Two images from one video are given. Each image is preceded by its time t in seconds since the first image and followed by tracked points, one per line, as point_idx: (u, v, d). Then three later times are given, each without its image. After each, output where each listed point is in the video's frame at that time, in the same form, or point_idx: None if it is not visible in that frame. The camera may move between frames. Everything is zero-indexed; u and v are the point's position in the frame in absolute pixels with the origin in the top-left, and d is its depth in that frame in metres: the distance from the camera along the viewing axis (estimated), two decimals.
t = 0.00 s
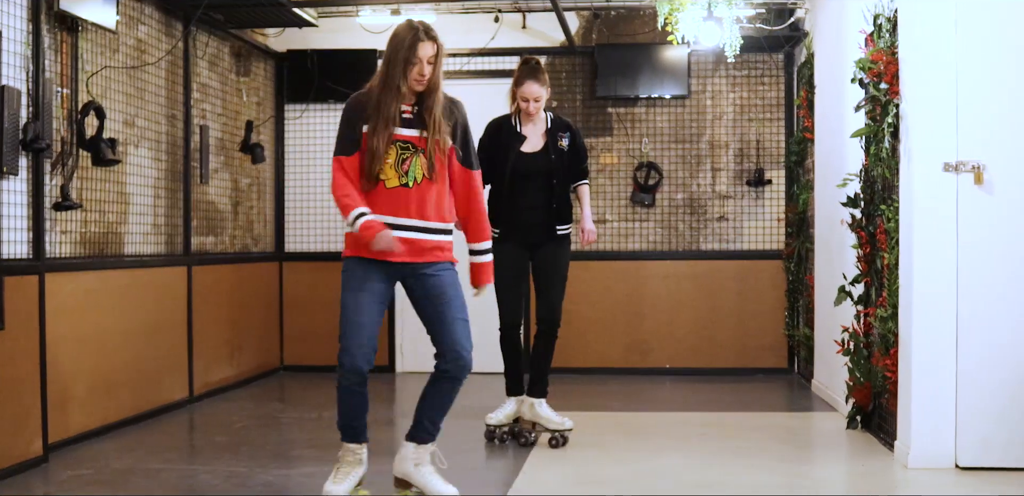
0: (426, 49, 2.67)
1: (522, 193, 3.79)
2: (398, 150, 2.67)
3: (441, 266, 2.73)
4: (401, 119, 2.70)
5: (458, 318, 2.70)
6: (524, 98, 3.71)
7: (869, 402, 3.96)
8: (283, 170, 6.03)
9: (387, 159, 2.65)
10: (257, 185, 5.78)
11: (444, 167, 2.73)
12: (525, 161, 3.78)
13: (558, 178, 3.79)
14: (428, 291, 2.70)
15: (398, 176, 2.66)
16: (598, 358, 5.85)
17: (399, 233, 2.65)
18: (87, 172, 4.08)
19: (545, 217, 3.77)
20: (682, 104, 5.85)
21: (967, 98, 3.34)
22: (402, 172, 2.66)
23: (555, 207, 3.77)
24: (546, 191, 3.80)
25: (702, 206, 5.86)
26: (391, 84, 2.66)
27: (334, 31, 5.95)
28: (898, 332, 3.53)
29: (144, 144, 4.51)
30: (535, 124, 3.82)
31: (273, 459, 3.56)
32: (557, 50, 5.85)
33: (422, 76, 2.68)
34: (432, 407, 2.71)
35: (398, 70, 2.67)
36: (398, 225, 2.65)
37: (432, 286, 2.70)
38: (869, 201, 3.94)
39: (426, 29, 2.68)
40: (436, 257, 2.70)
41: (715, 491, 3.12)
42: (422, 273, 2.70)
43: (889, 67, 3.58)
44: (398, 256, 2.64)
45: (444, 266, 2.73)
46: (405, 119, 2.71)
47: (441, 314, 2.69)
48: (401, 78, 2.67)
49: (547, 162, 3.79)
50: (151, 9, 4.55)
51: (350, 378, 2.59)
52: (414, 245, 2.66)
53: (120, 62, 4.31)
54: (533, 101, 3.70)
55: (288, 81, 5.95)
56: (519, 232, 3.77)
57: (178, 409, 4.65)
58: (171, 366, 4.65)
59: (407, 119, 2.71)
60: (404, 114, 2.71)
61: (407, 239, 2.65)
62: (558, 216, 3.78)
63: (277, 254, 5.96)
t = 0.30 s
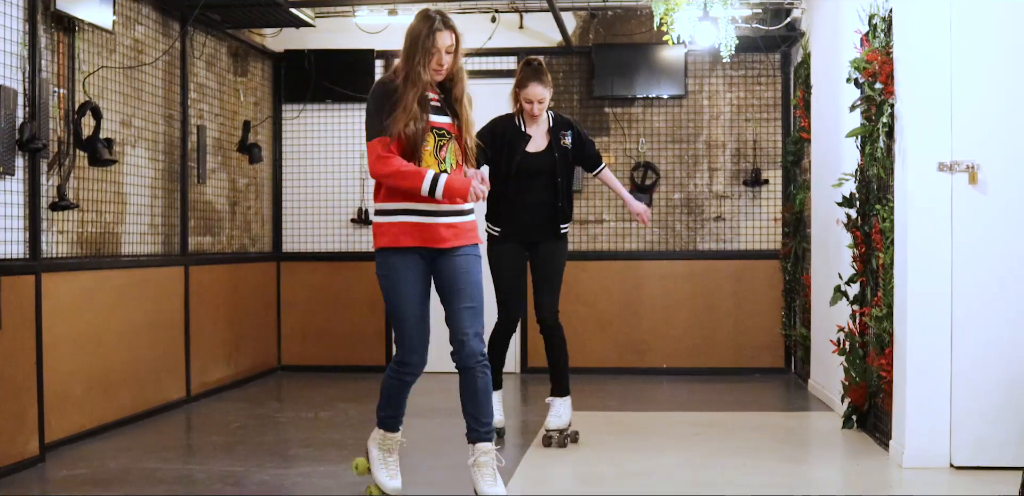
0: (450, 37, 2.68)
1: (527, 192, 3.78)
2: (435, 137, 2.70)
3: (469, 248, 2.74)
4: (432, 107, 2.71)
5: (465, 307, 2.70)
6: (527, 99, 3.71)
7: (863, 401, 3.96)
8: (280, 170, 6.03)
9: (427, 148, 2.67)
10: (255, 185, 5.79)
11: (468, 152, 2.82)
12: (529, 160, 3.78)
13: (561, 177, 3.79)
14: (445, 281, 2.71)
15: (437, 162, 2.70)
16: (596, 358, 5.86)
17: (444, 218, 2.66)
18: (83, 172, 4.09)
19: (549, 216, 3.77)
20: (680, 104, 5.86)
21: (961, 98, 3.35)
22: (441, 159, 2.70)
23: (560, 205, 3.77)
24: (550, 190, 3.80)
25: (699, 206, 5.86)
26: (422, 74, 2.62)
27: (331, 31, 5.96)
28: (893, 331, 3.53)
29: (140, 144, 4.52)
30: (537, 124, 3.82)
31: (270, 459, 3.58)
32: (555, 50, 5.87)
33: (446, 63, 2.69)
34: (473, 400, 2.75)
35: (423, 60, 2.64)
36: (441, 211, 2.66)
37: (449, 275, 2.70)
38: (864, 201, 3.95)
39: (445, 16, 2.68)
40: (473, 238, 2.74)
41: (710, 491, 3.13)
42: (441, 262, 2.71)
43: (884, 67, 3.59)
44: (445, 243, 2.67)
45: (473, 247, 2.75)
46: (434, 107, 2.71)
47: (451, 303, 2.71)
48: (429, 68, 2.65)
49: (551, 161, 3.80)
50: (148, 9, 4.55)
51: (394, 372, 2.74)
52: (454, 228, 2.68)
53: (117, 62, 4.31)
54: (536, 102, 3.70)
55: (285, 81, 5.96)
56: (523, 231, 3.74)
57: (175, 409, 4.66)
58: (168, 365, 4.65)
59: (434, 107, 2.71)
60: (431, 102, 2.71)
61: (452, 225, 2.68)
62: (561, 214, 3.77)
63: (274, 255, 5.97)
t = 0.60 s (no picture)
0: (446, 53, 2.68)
1: (533, 193, 3.78)
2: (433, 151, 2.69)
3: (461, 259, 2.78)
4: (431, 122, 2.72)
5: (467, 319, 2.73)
6: (533, 99, 3.72)
7: (860, 401, 3.96)
8: (279, 170, 6.04)
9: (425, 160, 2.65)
10: (254, 185, 5.80)
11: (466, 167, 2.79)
12: (535, 163, 3.77)
13: (568, 177, 3.80)
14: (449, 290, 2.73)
15: (434, 177, 2.67)
16: (594, 357, 5.87)
17: (440, 229, 2.69)
18: (81, 171, 4.09)
19: (556, 217, 3.80)
20: (678, 104, 5.86)
21: (957, 98, 3.36)
22: (438, 174, 2.68)
23: (566, 206, 3.79)
24: (556, 191, 3.81)
25: (697, 206, 5.87)
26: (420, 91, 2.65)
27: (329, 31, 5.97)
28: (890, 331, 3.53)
29: (138, 144, 4.52)
30: (541, 126, 3.81)
31: (267, 458, 3.58)
32: (553, 50, 5.88)
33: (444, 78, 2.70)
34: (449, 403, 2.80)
35: (419, 73, 2.66)
36: (437, 223, 2.69)
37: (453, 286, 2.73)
38: (861, 201, 3.95)
39: (442, 30, 2.68)
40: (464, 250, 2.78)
41: (707, 490, 3.14)
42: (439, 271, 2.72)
43: (881, 67, 3.60)
44: (440, 253, 2.69)
45: (462, 259, 2.79)
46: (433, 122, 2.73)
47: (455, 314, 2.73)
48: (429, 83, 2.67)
49: (557, 162, 3.80)
50: (147, 9, 4.56)
51: (399, 377, 2.60)
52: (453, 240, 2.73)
53: (114, 62, 4.32)
54: (541, 103, 3.72)
55: (284, 81, 5.97)
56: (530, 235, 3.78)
57: (174, 408, 4.67)
58: (167, 365, 4.66)
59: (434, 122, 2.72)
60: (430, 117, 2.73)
61: (447, 235, 2.71)
62: (568, 216, 3.81)
63: (272, 254, 5.97)
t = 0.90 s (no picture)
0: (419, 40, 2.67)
1: (524, 195, 3.80)
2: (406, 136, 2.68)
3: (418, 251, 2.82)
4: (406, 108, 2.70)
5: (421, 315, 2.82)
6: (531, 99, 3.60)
7: (859, 400, 3.97)
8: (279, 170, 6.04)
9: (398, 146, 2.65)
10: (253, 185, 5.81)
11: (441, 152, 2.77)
12: (528, 163, 3.78)
13: (557, 181, 3.86)
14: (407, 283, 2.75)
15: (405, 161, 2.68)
16: (593, 357, 5.87)
17: (409, 217, 2.71)
18: (81, 171, 4.10)
19: (542, 218, 3.86)
20: (677, 104, 5.87)
21: (956, 98, 3.37)
22: (409, 159, 2.69)
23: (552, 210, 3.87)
24: (543, 191, 3.86)
25: (697, 206, 5.88)
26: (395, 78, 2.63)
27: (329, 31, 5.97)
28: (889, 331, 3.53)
29: (138, 143, 4.53)
30: (535, 128, 3.79)
31: (266, 457, 3.59)
32: (553, 50, 5.88)
33: (419, 65, 2.68)
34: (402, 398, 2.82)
35: (391, 62, 2.64)
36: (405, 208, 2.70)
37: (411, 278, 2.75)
38: (860, 201, 3.96)
39: (415, 19, 2.67)
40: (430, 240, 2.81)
41: (708, 489, 3.14)
42: (401, 263, 2.74)
43: (880, 67, 3.61)
44: (410, 240, 2.70)
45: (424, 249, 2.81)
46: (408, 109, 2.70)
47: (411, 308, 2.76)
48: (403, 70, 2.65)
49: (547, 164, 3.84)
50: (146, 9, 4.56)
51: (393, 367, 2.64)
52: (420, 227, 2.74)
53: (115, 62, 4.32)
54: (539, 104, 3.53)
55: (283, 81, 5.96)
56: (521, 236, 3.81)
57: (173, 407, 4.67)
58: (167, 364, 4.67)
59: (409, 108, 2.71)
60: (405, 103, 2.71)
61: (415, 223, 2.72)
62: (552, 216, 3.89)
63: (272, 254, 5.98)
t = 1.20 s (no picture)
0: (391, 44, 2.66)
1: (510, 189, 3.79)
2: (373, 137, 2.68)
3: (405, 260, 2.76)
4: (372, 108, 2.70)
5: (407, 322, 2.74)
6: (523, 97, 3.72)
7: (860, 400, 3.96)
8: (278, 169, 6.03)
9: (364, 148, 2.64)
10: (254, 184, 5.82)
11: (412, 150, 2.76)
12: (517, 157, 3.76)
13: (545, 177, 3.83)
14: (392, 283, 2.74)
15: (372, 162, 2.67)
16: (593, 357, 5.87)
17: (379, 217, 2.69)
18: (82, 171, 4.10)
19: (527, 214, 3.83)
20: (677, 103, 5.87)
21: (956, 98, 3.37)
22: (376, 158, 2.67)
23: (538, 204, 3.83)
24: (532, 188, 3.83)
25: (697, 206, 5.88)
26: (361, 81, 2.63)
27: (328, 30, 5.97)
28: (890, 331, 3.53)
29: (139, 143, 4.52)
30: (525, 124, 3.81)
31: (267, 457, 3.59)
32: (553, 50, 5.88)
33: (387, 69, 2.67)
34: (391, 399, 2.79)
35: (362, 65, 2.64)
36: (376, 209, 2.69)
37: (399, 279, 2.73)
38: (861, 201, 3.95)
39: (389, 24, 2.66)
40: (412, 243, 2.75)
41: (708, 488, 3.15)
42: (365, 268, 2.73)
43: (880, 67, 3.61)
44: (379, 241, 2.68)
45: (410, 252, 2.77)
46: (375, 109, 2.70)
47: (399, 311, 2.74)
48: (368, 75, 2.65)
49: (535, 160, 3.81)
50: (146, 9, 4.56)
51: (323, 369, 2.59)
52: (394, 229, 2.71)
53: (115, 61, 4.32)
54: (533, 101, 3.72)
55: (283, 81, 5.96)
56: (503, 228, 3.78)
57: (173, 408, 4.67)
58: (167, 364, 4.67)
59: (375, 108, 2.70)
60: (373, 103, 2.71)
61: (388, 224, 2.70)
62: (540, 214, 3.85)
63: (272, 254, 5.98)
